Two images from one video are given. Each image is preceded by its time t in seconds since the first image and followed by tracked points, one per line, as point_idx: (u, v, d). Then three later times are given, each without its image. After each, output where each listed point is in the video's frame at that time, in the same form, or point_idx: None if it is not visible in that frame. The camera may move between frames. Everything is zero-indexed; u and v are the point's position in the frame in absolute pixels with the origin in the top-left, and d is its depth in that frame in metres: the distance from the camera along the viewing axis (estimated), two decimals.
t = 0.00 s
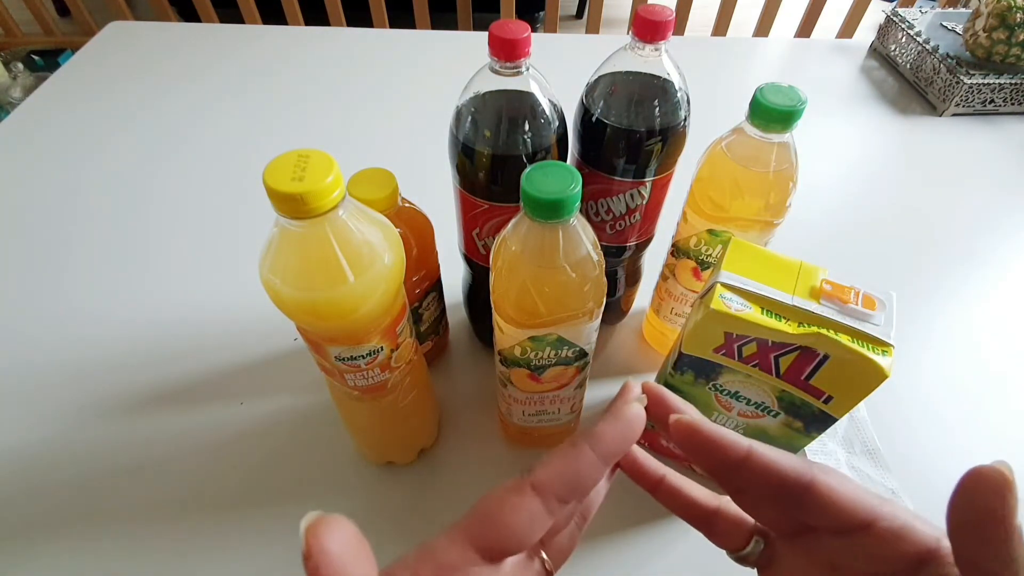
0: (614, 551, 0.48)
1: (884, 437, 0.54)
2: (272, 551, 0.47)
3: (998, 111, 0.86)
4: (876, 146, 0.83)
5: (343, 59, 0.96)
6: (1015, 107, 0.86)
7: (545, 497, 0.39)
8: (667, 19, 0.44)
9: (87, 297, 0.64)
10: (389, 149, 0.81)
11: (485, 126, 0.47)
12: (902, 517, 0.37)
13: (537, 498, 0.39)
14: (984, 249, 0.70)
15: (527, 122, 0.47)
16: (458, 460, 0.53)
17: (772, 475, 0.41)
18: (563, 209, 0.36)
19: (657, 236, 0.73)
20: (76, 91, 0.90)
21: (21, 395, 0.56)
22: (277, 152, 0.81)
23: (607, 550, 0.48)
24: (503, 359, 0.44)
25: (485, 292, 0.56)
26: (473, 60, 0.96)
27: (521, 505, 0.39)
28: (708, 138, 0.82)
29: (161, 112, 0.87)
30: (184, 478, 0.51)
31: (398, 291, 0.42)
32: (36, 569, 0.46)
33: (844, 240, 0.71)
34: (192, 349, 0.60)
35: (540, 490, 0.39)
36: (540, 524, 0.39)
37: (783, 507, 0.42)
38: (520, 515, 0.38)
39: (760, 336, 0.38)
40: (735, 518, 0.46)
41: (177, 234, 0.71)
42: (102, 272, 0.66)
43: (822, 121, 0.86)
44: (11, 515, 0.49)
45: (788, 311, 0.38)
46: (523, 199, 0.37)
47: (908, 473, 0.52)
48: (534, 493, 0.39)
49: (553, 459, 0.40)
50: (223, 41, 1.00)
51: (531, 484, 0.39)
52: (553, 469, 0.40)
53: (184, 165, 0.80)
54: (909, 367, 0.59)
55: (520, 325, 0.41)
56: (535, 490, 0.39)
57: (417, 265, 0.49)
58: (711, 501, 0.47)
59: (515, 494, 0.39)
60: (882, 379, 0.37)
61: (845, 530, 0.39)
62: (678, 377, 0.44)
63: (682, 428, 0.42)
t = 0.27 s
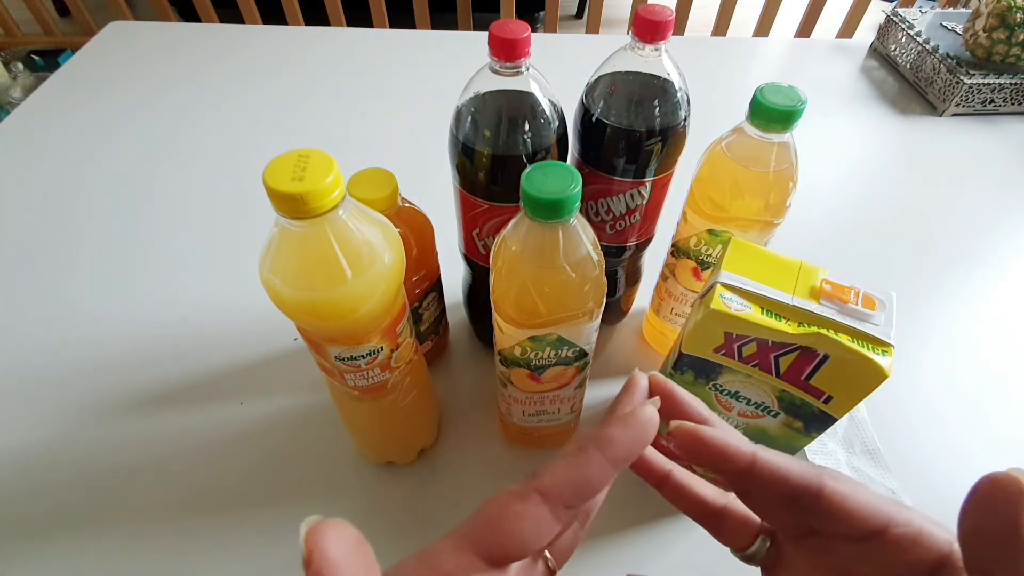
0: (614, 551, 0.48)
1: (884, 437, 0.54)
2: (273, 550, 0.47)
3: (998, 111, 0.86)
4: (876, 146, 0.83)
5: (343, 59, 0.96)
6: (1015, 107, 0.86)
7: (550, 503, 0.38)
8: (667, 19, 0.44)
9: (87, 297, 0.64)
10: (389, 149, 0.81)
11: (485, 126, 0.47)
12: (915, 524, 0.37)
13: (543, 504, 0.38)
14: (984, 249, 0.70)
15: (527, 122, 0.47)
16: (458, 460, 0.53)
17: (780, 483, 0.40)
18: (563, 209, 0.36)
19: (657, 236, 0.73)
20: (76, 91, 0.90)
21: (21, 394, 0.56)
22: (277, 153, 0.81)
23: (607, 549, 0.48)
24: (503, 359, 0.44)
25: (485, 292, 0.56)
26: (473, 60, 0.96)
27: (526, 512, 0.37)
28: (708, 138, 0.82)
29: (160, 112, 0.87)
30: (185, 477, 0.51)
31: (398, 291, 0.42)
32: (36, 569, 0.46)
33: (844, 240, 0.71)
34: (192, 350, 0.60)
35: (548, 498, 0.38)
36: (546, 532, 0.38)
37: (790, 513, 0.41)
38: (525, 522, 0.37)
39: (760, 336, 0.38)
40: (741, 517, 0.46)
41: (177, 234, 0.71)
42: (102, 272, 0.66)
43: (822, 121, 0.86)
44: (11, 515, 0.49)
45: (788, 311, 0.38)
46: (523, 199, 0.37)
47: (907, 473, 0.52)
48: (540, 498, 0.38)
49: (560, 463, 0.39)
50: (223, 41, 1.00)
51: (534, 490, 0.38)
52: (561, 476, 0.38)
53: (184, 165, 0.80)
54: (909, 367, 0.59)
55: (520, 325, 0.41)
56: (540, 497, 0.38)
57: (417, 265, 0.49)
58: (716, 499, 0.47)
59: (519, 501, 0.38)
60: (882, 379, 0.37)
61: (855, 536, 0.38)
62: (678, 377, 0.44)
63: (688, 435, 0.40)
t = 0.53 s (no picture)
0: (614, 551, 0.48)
1: (884, 437, 0.54)
2: (273, 551, 0.47)
3: (998, 111, 0.86)
4: (876, 146, 0.83)
5: (344, 59, 0.96)
6: (1014, 107, 0.86)
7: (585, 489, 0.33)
8: (667, 19, 0.44)
9: (87, 297, 0.64)
10: (389, 149, 0.81)
11: (485, 126, 0.47)
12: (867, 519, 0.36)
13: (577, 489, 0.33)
14: (984, 249, 0.70)
15: (527, 122, 0.47)
16: (458, 460, 0.53)
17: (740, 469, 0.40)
18: (563, 209, 0.36)
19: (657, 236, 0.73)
20: (76, 91, 0.90)
21: (21, 395, 0.56)
22: (277, 153, 0.81)
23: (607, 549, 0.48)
24: (503, 359, 0.44)
25: (485, 293, 0.56)
26: (473, 60, 0.96)
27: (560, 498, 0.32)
28: (708, 138, 0.82)
29: (160, 112, 0.87)
30: (185, 477, 0.51)
31: (398, 290, 0.42)
32: (36, 570, 0.46)
33: (845, 240, 0.71)
34: (192, 350, 0.60)
35: (584, 484, 0.33)
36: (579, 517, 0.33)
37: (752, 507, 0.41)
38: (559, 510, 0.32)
39: (760, 336, 0.38)
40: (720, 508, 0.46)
41: (177, 234, 0.71)
42: (102, 272, 0.66)
43: (822, 121, 0.86)
44: (11, 515, 0.49)
45: (788, 311, 0.38)
46: (523, 199, 0.37)
47: (907, 472, 0.52)
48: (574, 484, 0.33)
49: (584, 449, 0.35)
50: (223, 41, 1.00)
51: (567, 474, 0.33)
52: (597, 461, 0.34)
53: (184, 165, 0.80)
54: (909, 367, 0.59)
55: (519, 325, 0.41)
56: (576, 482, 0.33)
57: (417, 265, 0.49)
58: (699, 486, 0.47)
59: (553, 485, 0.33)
60: (881, 379, 0.37)
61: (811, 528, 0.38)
62: (678, 377, 0.44)
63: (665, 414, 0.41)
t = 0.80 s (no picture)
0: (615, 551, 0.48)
1: (884, 437, 0.54)
2: (274, 550, 0.47)
3: (998, 111, 0.86)
4: (875, 146, 0.83)
5: (344, 59, 0.96)
6: (1014, 107, 0.86)
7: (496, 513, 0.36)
8: (667, 19, 0.44)
9: (87, 296, 0.64)
10: (389, 150, 0.81)
11: (486, 126, 0.47)
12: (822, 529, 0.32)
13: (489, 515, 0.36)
14: (983, 249, 0.70)
15: (527, 122, 0.47)
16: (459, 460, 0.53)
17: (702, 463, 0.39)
18: (563, 209, 0.36)
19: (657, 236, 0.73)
20: (76, 91, 0.90)
21: (21, 395, 0.56)
22: (277, 153, 0.81)
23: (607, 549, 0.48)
24: (503, 359, 0.44)
25: (485, 293, 0.56)
26: (473, 60, 0.96)
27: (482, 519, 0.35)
28: (708, 138, 0.82)
29: (160, 112, 0.87)
30: (185, 477, 0.51)
31: (398, 291, 0.42)
32: (37, 570, 0.46)
33: (844, 240, 0.71)
34: (192, 350, 0.60)
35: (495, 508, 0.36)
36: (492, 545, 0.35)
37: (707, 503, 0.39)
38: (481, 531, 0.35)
39: (760, 336, 0.38)
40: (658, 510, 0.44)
41: (177, 234, 0.71)
42: (102, 272, 0.66)
43: (822, 121, 0.86)
44: (12, 515, 0.49)
45: (788, 311, 0.38)
46: (523, 199, 0.37)
47: (907, 472, 0.52)
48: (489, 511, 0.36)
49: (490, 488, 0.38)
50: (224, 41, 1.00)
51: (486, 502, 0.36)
52: (506, 493, 0.37)
53: (184, 165, 0.80)
54: (909, 367, 0.59)
55: (519, 325, 0.42)
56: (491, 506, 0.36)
57: (418, 265, 0.49)
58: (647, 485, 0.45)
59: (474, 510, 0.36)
60: (881, 379, 0.37)
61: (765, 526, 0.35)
62: (678, 377, 0.44)
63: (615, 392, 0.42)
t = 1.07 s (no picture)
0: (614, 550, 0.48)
1: (884, 437, 0.54)
2: (275, 550, 0.47)
3: (998, 111, 0.86)
4: (875, 146, 0.83)
5: (344, 59, 0.96)
6: (1014, 107, 0.86)
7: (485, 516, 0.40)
8: (667, 19, 0.44)
9: (87, 297, 0.64)
10: (389, 150, 0.81)
11: (486, 126, 0.47)
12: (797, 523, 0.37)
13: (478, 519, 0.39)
14: (983, 249, 0.70)
15: (527, 122, 0.47)
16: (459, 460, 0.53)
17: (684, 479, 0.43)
18: (563, 209, 0.36)
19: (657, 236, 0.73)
20: (76, 91, 0.90)
21: (22, 395, 0.56)
22: (277, 153, 0.81)
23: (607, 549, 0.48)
24: (503, 359, 0.44)
25: (485, 293, 0.56)
26: (473, 60, 0.96)
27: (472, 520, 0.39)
28: (708, 138, 0.82)
29: (160, 112, 0.87)
30: (185, 478, 0.51)
31: (398, 291, 0.42)
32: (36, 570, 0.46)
33: (844, 239, 0.71)
34: (192, 350, 0.60)
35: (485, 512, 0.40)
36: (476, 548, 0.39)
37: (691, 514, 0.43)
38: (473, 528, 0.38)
39: (760, 336, 0.38)
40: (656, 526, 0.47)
41: (177, 234, 0.71)
42: (101, 272, 0.66)
43: (823, 121, 0.86)
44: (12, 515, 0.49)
45: (788, 311, 0.38)
46: (523, 199, 0.37)
47: (907, 472, 0.52)
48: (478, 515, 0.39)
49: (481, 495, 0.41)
50: (224, 41, 0.99)
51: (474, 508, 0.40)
52: (495, 498, 0.41)
53: (184, 165, 0.80)
54: (909, 367, 0.59)
55: (519, 325, 0.42)
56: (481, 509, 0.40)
57: (418, 265, 0.49)
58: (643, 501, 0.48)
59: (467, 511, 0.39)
60: (881, 379, 0.37)
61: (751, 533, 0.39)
62: (678, 377, 0.44)
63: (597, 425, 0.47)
